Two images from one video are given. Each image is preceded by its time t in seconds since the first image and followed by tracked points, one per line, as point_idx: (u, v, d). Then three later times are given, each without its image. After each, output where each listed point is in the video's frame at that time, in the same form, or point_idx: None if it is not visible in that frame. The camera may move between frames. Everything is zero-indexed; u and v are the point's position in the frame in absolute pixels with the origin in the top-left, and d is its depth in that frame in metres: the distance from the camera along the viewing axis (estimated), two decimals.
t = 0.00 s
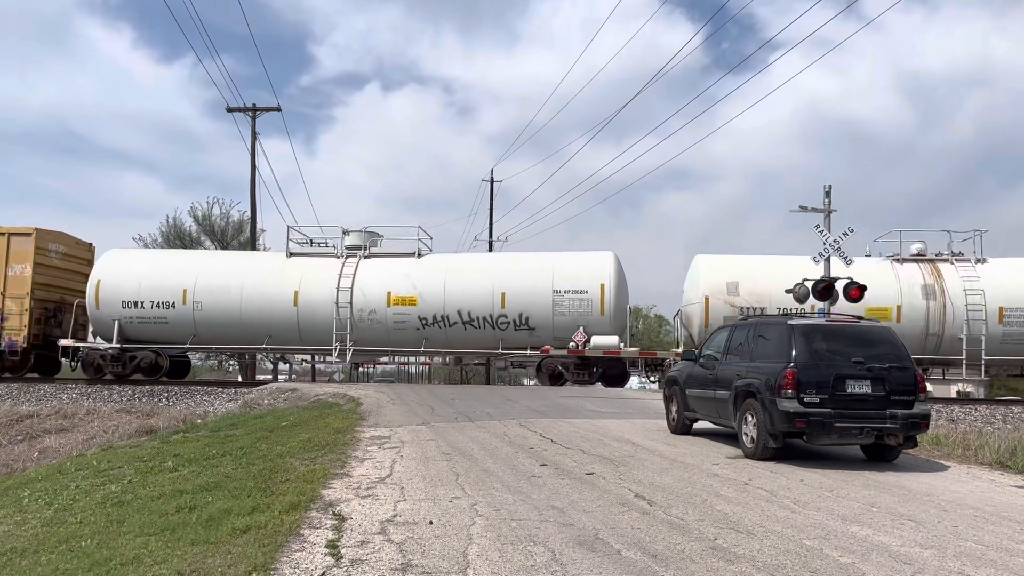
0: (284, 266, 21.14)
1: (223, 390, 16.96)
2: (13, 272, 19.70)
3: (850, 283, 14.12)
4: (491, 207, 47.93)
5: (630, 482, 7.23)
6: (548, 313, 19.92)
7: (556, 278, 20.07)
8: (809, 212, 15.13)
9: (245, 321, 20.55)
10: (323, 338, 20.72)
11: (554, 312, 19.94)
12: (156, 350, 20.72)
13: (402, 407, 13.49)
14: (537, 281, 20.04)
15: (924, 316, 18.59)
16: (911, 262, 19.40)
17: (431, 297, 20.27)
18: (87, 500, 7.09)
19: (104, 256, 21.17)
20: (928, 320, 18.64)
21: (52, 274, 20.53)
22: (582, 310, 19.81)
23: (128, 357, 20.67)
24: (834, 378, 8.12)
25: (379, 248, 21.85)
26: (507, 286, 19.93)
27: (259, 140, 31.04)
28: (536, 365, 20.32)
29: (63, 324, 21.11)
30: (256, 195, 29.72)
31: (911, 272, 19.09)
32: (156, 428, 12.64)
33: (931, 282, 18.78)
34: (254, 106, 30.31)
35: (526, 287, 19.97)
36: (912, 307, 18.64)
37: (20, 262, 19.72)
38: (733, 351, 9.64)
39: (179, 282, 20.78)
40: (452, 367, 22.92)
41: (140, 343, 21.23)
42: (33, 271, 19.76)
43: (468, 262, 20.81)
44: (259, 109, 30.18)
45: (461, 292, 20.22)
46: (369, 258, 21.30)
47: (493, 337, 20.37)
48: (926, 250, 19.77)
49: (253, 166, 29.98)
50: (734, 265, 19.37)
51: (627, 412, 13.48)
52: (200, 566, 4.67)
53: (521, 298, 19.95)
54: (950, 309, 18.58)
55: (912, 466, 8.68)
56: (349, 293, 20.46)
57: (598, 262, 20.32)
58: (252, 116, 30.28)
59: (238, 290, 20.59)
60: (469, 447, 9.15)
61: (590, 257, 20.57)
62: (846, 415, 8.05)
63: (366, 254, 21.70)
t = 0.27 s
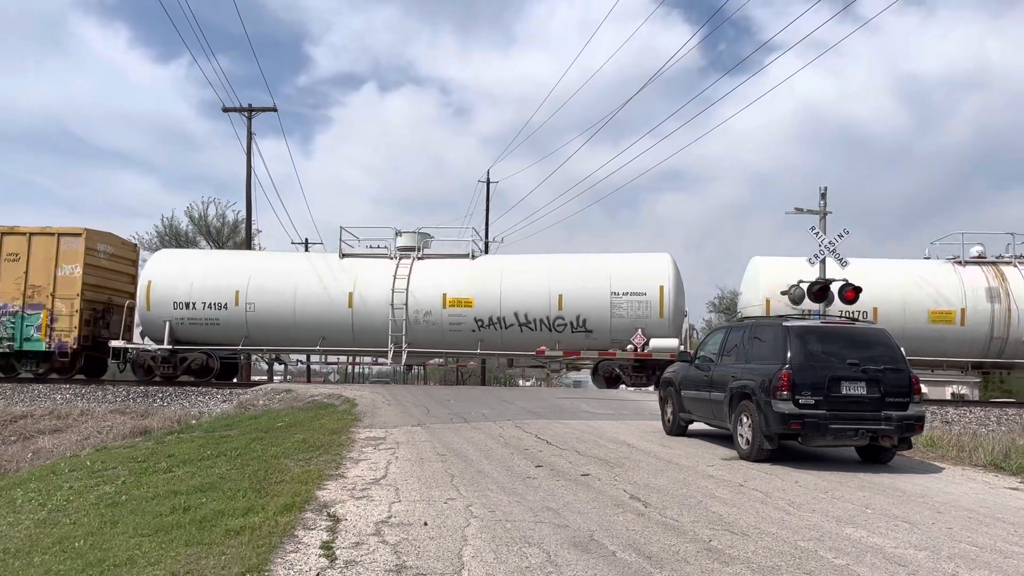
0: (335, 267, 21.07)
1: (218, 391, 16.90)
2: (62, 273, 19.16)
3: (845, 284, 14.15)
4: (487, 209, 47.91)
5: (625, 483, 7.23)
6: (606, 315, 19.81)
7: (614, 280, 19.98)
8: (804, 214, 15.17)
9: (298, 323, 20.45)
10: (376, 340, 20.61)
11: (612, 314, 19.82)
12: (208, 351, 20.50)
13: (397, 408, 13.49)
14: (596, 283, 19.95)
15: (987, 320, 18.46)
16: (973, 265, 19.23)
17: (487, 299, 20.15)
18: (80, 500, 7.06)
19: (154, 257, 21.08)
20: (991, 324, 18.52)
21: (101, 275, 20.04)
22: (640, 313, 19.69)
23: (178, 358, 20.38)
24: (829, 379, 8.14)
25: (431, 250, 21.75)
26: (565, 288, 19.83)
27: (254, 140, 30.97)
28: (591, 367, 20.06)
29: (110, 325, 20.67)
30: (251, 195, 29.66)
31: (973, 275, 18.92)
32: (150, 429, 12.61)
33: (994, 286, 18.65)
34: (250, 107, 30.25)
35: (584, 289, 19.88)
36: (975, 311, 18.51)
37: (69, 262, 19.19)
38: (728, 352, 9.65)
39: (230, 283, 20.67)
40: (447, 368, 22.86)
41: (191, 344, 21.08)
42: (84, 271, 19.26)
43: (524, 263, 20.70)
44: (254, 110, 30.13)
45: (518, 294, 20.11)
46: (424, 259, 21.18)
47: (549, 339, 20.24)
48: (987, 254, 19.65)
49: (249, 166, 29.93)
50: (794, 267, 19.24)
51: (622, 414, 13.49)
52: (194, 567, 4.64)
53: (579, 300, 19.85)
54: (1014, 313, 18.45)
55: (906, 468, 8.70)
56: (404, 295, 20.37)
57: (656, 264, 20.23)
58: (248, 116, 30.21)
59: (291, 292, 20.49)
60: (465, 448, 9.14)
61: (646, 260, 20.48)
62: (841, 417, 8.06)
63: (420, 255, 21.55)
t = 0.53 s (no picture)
0: (378, 268, 20.78)
1: (214, 392, 16.85)
2: (102, 273, 19.11)
3: (842, 286, 14.17)
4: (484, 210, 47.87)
5: (621, 484, 7.23)
6: (653, 318, 19.43)
7: (661, 282, 19.60)
8: (800, 216, 15.20)
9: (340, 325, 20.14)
10: (420, 342, 20.31)
11: (659, 317, 19.43)
12: (248, 354, 20.26)
13: (393, 409, 13.47)
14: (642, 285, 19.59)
15: None
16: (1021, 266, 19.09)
17: (532, 301, 19.83)
18: (76, 502, 7.03)
19: (193, 258, 20.84)
20: None
21: (139, 276, 19.95)
22: (688, 316, 19.31)
23: (219, 360, 20.20)
24: (825, 381, 8.15)
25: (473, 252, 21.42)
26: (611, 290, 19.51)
27: (251, 141, 30.89)
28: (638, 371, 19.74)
29: (147, 326, 20.55)
30: (248, 196, 29.61)
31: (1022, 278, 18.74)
32: (145, 430, 12.57)
33: None
34: (247, 108, 30.16)
35: (630, 291, 19.53)
36: None
37: (108, 263, 19.14)
38: (724, 354, 9.66)
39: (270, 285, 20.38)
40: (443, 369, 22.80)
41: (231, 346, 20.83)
42: (124, 272, 19.19)
43: (570, 264, 20.35)
44: (251, 110, 30.07)
45: (564, 295, 19.77)
46: (465, 261, 20.85)
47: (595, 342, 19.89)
48: None
49: (245, 167, 29.88)
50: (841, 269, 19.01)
51: (618, 415, 13.49)
52: (189, 569, 4.63)
53: (625, 302, 19.49)
54: None
55: (902, 470, 8.71)
56: (448, 297, 20.06)
57: (702, 266, 19.85)
58: (245, 117, 30.14)
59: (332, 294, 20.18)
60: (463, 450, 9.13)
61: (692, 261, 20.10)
62: (837, 419, 8.06)
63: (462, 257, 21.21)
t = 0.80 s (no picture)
0: (424, 270, 20.72)
1: (209, 393, 16.80)
2: (147, 275, 18.97)
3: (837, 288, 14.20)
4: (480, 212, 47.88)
5: (618, 486, 7.23)
6: (706, 320, 19.38)
7: (714, 284, 19.52)
8: (797, 218, 15.24)
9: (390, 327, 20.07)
10: (469, 344, 20.25)
11: (712, 320, 19.38)
12: (295, 355, 20.22)
13: (389, 410, 13.44)
14: (694, 287, 19.53)
15: None
16: None
17: (583, 303, 19.75)
18: (70, 504, 7.00)
19: (238, 259, 20.74)
20: None
21: (182, 278, 19.85)
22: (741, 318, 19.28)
23: (267, 363, 20.19)
24: (821, 383, 8.16)
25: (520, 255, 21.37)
26: (663, 292, 19.43)
27: (247, 142, 30.84)
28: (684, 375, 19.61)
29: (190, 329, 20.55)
30: (244, 198, 29.58)
31: None
32: (141, 432, 12.51)
33: None
34: (242, 109, 30.12)
35: (683, 293, 19.45)
36: None
37: (154, 264, 18.99)
38: (721, 355, 9.67)
39: (319, 286, 20.30)
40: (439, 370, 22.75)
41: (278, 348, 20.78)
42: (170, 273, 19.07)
43: (619, 266, 20.31)
44: (247, 111, 30.03)
45: (616, 297, 19.71)
46: (515, 263, 20.78)
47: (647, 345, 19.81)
48: None
49: (241, 168, 29.83)
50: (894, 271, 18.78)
51: (614, 417, 13.50)
52: (185, 570, 4.62)
53: (678, 304, 19.41)
54: None
55: (897, 471, 8.73)
56: (498, 299, 19.98)
57: (754, 268, 19.79)
58: (240, 118, 30.12)
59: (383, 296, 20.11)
60: (460, 451, 9.13)
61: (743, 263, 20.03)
62: (833, 420, 8.08)
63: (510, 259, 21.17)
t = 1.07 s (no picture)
0: (481, 272, 20.67)
1: (206, 394, 16.77)
2: (201, 277, 18.90)
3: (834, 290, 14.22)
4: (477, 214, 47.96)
5: (615, 488, 7.24)
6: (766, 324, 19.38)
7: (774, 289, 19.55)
8: (794, 220, 15.26)
9: (448, 330, 20.06)
10: (526, 347, 20.19)
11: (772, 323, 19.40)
12: (350, 358, 20.22)
13: (386, 412, 13.44)
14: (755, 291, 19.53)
15: None
16: None
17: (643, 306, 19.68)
18: (66, 505, 6.98)
19: (293, 261, 20.69)
20: None
21: (234, 280, 19.79)
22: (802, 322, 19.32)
23: (322, 365, 20.10)
24: (818, 385, 8.18)
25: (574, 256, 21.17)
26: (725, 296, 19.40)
27: (244, 143, 30.80)
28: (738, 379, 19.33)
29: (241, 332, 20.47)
30: (240, 199, 29.54)
31: None
32: (136, 433, 12.48)
33: None
34: (239, 110, 30.09)
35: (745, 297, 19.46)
36: None
37: (207, 266, 18.92)
38: (718, 357, 9.68)
39: (376, 288, 20.29)
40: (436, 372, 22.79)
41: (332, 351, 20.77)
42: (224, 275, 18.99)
43: (674, 268, 20.26)
44: (244, 113, 30.00)
45: (677, 301, 19.64)
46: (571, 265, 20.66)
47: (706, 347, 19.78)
48: None
49: (239, 169, 29.82)
50: (957, 273, 18.24)
51: (611, 418, 13.50)
52: (180, 572, 4.61)
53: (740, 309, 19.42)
54: None
55: (893, 473, 8.74)
56: (556, 302, 19.94)
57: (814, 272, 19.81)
58: (238, 119, 30.10)
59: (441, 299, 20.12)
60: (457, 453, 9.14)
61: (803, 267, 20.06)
62: (830, 422, 8.09)
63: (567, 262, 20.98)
